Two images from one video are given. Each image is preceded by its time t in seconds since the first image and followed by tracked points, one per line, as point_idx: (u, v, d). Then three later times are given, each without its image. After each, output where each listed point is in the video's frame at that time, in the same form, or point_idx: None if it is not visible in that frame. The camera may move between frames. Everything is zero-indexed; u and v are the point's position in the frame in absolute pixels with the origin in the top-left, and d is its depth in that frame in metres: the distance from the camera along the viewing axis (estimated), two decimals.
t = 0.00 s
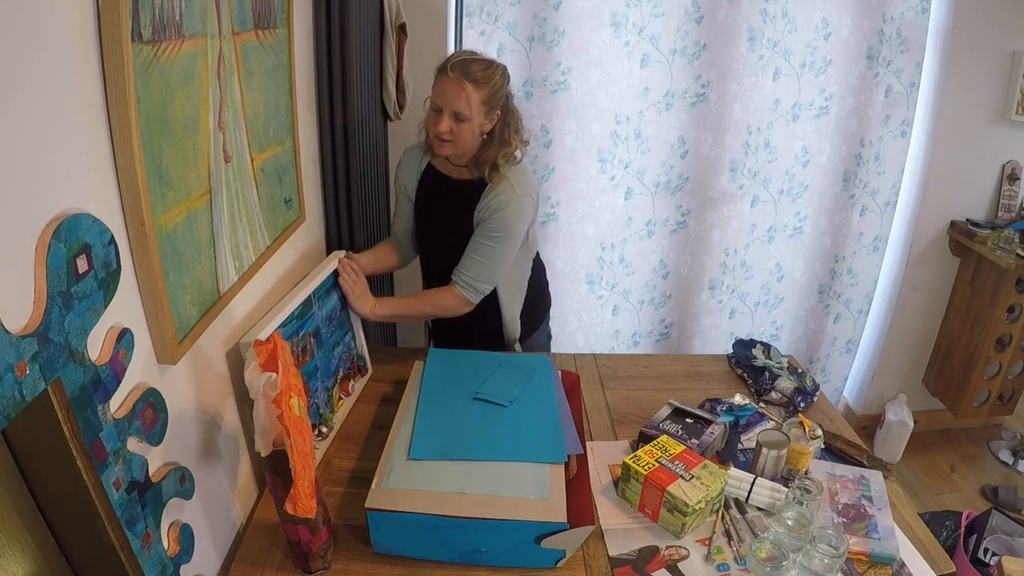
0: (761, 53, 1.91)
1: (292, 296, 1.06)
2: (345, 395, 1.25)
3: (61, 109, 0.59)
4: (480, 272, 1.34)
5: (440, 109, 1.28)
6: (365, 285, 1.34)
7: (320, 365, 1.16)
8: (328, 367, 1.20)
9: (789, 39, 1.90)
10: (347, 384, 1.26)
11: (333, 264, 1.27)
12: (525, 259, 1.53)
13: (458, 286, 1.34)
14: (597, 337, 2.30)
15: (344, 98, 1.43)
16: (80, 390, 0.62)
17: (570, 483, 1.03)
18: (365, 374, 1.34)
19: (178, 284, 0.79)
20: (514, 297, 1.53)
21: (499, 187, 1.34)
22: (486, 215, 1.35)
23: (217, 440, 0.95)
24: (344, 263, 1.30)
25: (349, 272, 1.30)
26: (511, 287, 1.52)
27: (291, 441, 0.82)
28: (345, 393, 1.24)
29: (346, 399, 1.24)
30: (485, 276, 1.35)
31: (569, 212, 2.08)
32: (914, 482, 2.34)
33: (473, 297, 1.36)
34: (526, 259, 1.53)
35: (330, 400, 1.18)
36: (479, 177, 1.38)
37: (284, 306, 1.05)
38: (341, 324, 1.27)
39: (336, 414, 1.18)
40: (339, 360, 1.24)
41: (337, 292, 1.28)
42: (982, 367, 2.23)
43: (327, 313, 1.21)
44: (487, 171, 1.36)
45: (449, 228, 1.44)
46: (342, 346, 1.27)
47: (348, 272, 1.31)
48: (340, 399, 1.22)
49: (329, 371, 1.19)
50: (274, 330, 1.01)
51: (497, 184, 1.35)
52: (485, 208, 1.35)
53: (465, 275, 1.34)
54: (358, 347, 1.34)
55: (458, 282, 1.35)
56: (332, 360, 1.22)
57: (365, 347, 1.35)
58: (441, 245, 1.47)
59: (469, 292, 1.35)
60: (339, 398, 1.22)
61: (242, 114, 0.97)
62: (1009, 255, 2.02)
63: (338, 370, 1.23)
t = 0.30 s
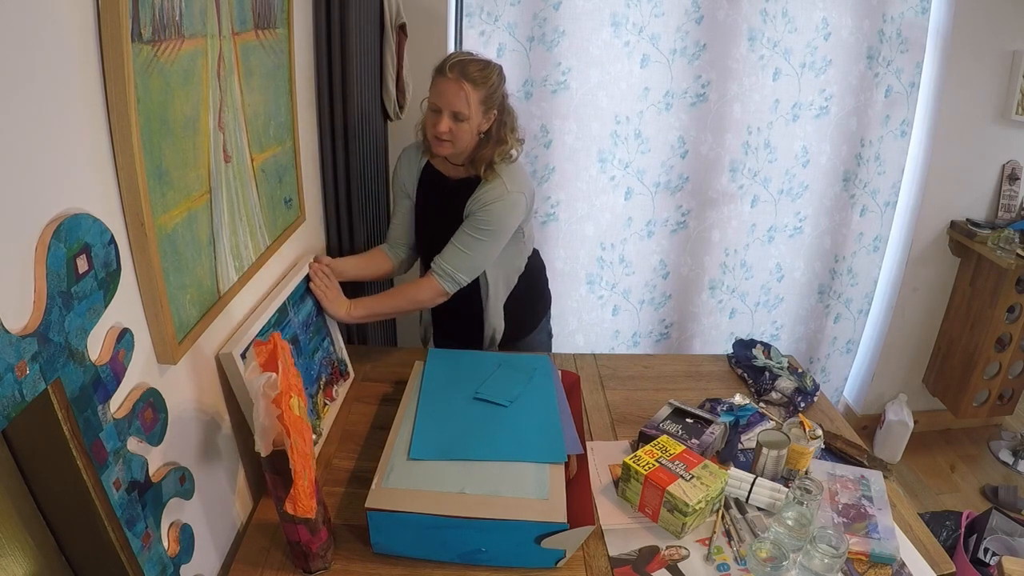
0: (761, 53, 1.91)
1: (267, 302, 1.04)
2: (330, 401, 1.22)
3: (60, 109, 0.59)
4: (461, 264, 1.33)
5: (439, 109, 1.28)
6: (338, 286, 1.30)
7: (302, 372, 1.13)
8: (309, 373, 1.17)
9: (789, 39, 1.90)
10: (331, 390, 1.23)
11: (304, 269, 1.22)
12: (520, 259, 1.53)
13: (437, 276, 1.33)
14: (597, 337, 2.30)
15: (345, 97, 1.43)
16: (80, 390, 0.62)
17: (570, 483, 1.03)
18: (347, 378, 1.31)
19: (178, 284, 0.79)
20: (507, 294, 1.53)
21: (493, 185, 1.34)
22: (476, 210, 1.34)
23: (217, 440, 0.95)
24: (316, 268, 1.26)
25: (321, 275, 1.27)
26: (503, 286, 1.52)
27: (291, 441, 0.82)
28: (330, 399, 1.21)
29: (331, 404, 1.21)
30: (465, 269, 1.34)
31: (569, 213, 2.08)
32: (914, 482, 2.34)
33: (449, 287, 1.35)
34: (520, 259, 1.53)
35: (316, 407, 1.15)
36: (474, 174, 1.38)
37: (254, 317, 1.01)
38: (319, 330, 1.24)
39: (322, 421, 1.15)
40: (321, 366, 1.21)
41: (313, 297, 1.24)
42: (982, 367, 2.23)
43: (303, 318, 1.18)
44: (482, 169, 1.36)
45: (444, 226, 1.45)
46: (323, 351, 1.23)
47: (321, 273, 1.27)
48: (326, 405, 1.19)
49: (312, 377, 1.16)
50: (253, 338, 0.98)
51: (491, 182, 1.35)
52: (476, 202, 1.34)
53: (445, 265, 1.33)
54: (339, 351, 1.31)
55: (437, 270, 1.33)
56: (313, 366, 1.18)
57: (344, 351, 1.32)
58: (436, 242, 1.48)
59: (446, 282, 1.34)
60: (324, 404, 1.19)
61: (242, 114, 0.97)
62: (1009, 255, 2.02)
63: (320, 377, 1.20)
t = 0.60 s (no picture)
0: (761, 53, 1.91)
1: (263, 304, 1.04)
2: (329, 402, 1.22)
3: (60, 109, 0.59)
4: (461, 264, 1.33)
5: (441, 108, 1.28)
6: (336, 286, 1.30)
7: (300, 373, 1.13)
8: (308, 375, 1.17)
9: (789, 39, 1.90)
10: (330, 391, 1.22)
11: (303, 270, 1.22)
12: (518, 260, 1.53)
13: (437, 276, 1.32)
14: (597, 337, 2.30)
15: (345, 97, 1.43)
16: (80, 391, 0.62)
17: (570, 483, 1.03)
18: (347, 380, 1.31)
19: (178, 284, 0.79)
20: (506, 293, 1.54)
21: (494, 184, 1.34)
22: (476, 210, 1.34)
23: (217, 440, 0.95)
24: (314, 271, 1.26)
25: (319, 275, 1.26)
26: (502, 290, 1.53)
27: (291, 441, 0.82)
28: (328, 400, 1.21)
29: (330, 406, 1.21)
30: (465, 269, 1.33)
31: (570, 213, 2.08)
32: (914, 482, 2.34)
33: (448, 288, 1.35)
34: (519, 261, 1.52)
35: (314, 408, 1.15)
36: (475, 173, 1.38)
37: (248, 320, 1.00)
38: (317, 331, 1.24)
39: (320, 423, 1.15)
40: (319, 367, 1.21)
41: (311, 298, 1.24)
42: (982, 367, 2.23)
43: (301, 320, 1.18)
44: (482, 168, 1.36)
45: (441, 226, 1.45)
46: (321, 352, 1.23)
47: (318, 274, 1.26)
48: (325, 407, 1.19)
49: (310, 378, 1.16)
50: (249, 340, 0.98)
51: (492, 181, 1.35)
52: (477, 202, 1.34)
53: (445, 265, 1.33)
54: (338, 353, 1.31)
55: (436, 270, 1.33)
56: (311, 367, 1.18)
57: (343, 352, 1.32)
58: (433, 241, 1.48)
59: (446, 282, 1.33)
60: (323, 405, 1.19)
61: (242, 114, 0.97)
62: (1008, 255, 2.02)
63: (318, 378, 1.20)
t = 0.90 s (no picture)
0: (761, 53, 1.91)
1: (263, 304, 1.04)
2: (329, 402, 1.21)
3: (60, 109, 0.59)
4: (468, 256, 1.32)
5: (469, 110, 1.28)
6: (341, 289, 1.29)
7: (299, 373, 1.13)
8: (307, 375, 1.16)
9: (789, 39, 1.90)
10: (329, 391, 1.22)
11: (304, 270, 1.22)
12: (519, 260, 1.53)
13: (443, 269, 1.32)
14: (597, 337, 2.30)
15: (345, 97, 1.43)
16: (80, 391, 0.62)
17: (570, 483, 1.03)
18: (346, 380, 1.31)
19: (178, 284, 0.79)
20: (509, 292, 1.53)
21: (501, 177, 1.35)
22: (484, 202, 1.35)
23: (217, 440, 0.95)
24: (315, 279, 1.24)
25: (321, 279, 1.25)
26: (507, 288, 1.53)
27: (291, 441, 0.82)
28: (328, 400, 1.21)
29: (330, 406, 1.21)
30: (473, 262, 1.33)
31: (570, 212, 2.08)
32: (914, 482, 2.34)
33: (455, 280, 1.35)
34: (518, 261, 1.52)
35: (314, 408, 1.15)
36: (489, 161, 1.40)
37: (246, 322, 1.00)
38: (316, 331, 1.24)
39: (320, 422, 1.15)
40: (319, 367, 1.21)
41: (311, 299, 1.24)
42: (982, 367, 2.23)
43: (300, 320, 1.18)
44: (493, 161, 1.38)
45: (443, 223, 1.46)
46: (320, 352, 1.23)
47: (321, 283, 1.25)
48: (325, 407, 1.19)
49: (310, 378, 1.16)
50: (248, 340, 0.98)
51: (499, 174, 1.36)
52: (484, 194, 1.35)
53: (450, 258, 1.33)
54: (337, 353, 1.30)
55: (443, 263, 1.33)
56: (311, 367, 1.18)
57: (343, 352, 1.32)
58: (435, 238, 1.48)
59: (452, 274, 1.33)
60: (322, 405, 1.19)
61: (242, 113, 0.97)
62: (1008, 255, 2.02)
63: (317, 378, 1.20)
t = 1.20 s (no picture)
0: (761, 53, 1.91)
1: (261, 305, 1.04)
2: (328, 402, 1.21)
3: (61, 109, 0.59)
4: (528, 247, 1.41)
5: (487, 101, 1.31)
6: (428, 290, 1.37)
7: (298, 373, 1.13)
8: (307, 374, 1.17)
9: (789, 39, 1.90)
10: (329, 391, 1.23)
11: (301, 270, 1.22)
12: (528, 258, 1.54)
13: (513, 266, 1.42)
14: (597, 337, 2.30)
15: (345, 97, 1.43)
16: (80, 390, 0.62)
17: (570, 483, 1.03)
18: (345, 379, 1.31)
19: (178, 283, 0.79)
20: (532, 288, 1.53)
21: (515, 163, 1.39)
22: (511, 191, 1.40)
23: (217, 440, 0.95)
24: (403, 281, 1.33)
25: (410, 282, 1.34)
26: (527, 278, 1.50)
27: (292, 441, 0.82)
28: (328, 399, 1.21)
29: (329, 406, 1.21)
30: (535, 248, 1.41)
31: (570, 212, 2.08)
32: (914, 482, 2.34)
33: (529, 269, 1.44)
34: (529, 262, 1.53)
35: (314, 407, 1.15)
36: (502, 147, 1.43)
37: (246, 322, 1.00)
38: (314, 330, 1.24)
39: (320, 422, 1.16)
40: (318, 367, 1.21)
41: (309, 299, 1.24)
42: (982, 367, 2.23)
43: (299, 319, 1.18)
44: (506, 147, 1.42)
45: (460, 222, 1.46)
46: (319, 352, 1.23)
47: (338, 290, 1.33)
48: (324, 406, 1.19)
49: (309, 377, 1.17)
50: (248, 341, 0.98)
51: (512, 160, 1.39)
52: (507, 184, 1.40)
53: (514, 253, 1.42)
54: (336, 352, 1.30)
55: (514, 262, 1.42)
56: (310, 367, 1.19)
57: (341, 352, 1.32)
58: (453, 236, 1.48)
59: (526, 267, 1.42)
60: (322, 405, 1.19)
61: (242, 113, 0.97)
62: (1009, 254, 2.02)
63: (317, 378, 1.20)
